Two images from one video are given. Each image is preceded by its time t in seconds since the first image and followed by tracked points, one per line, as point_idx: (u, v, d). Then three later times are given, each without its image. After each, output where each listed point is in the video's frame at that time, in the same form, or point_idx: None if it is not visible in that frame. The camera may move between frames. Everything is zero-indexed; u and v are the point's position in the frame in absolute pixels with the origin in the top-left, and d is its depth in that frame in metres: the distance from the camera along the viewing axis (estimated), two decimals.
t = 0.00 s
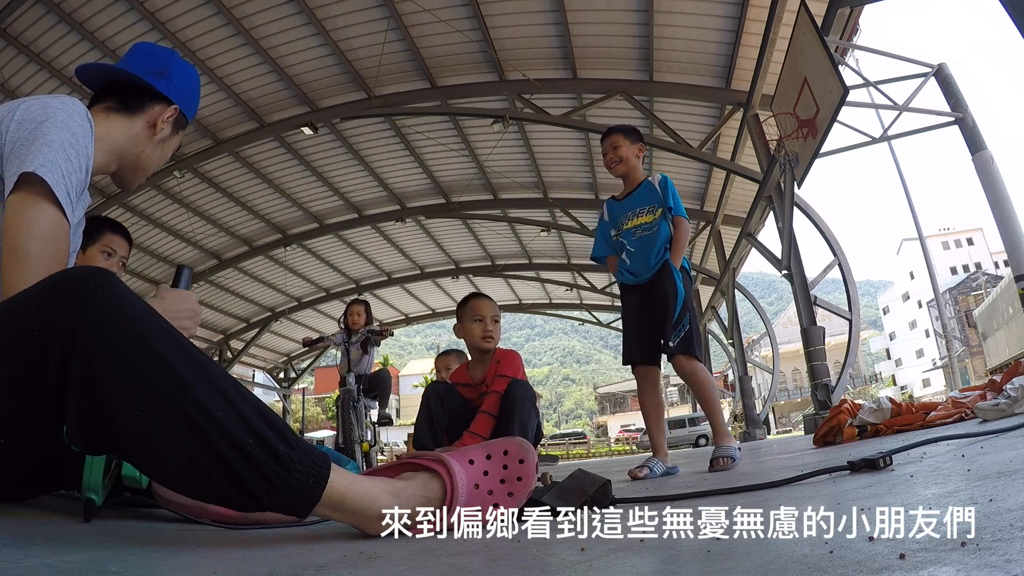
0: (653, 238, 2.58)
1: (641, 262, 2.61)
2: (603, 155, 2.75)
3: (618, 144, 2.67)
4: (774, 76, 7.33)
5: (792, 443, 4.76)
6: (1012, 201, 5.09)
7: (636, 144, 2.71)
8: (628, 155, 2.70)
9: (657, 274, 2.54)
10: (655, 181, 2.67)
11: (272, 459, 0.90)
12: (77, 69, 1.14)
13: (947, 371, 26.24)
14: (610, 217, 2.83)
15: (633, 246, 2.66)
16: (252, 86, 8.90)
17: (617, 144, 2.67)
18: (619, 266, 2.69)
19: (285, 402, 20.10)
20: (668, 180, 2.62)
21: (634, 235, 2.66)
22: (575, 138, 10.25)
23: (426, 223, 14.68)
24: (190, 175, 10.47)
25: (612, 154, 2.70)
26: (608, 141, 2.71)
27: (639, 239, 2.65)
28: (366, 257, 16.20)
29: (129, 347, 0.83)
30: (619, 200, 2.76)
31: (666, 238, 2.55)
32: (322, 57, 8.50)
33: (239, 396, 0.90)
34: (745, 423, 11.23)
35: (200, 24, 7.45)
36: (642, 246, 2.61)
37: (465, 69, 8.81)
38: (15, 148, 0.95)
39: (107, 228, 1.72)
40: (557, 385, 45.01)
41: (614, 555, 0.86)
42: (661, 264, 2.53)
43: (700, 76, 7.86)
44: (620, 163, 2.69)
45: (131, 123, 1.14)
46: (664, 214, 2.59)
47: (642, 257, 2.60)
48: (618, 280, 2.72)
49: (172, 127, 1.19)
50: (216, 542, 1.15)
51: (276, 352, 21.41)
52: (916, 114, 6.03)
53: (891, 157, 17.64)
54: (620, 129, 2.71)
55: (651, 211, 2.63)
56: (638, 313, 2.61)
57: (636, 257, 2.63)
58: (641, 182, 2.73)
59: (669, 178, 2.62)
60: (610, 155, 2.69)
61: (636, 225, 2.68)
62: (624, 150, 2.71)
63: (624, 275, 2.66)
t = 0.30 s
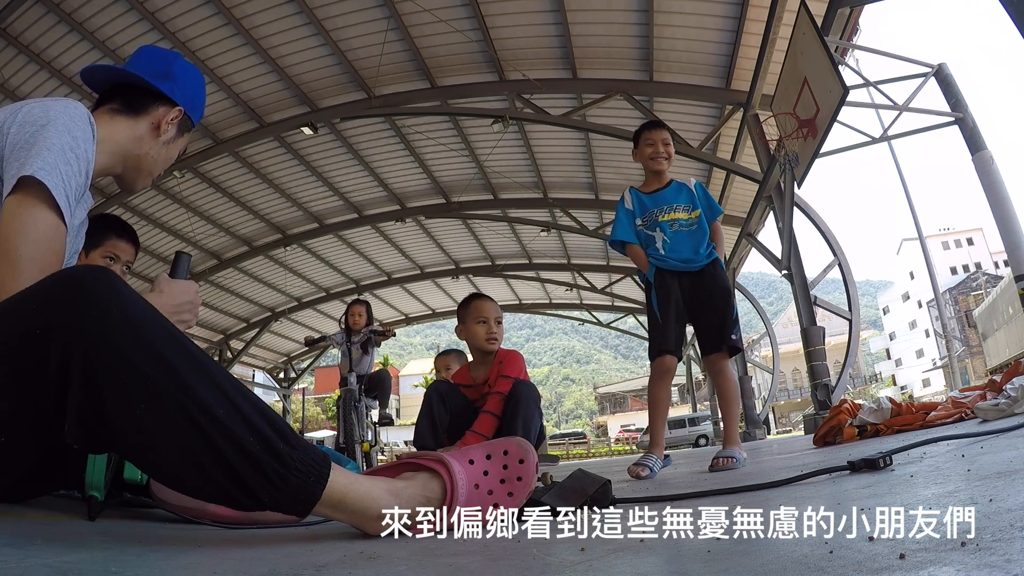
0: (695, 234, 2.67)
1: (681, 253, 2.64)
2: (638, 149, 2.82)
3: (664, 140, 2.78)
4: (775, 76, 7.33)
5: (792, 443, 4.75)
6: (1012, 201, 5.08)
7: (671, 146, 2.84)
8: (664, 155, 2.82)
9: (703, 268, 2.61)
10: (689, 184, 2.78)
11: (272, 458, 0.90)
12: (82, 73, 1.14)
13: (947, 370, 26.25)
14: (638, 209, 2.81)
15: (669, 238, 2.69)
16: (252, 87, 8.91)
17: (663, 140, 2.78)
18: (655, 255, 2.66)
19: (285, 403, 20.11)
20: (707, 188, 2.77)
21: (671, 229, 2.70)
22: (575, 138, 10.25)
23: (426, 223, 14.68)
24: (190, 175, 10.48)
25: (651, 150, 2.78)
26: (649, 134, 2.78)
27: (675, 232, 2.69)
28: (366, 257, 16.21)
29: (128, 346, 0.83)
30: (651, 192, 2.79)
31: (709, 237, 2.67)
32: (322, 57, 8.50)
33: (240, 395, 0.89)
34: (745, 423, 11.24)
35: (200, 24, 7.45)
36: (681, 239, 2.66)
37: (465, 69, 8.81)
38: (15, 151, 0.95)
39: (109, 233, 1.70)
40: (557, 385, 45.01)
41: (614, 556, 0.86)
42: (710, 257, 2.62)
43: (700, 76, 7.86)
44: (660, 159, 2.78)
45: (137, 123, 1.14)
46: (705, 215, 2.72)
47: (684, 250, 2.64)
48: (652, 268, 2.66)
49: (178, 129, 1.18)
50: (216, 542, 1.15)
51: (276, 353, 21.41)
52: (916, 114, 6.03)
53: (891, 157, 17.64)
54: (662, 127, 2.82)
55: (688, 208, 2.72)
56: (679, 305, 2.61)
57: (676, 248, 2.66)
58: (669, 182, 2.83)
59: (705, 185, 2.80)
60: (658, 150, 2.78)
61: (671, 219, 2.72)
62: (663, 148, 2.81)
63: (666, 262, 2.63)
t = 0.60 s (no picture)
0: (703, 235, 2.71)
1: (694, 253, 2.66)
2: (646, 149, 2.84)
3: (675, 146, 2.84)
4: (775, 76, 7.34)
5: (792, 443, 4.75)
6: (1012, 201, 5.09)
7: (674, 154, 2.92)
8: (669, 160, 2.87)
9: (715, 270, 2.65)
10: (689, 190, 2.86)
11: (273, 457, 0.90)
12: (74, 74, 1.15)
13: (946, 369, 26.26)
14: (645, 209, 2.79)
15: (680, 238, 2.69)
16: (252, 87, 8.91)
17: (675, 145, 2.83)
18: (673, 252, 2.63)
19: (285, 402, 20.11)
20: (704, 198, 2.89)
21: (680, 227, 2.70)
22: (575, 138, 10.24)
23: (426, 223, 14.68)
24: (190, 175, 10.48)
25: (662, 150, 2.81)
26: (659, 136, 2.81)
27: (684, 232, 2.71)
28: (367, 257, 16.21)
29: (129, 345, 0.83)
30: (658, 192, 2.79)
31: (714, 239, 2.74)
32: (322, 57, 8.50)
33: (240, 394, 0.89)
34: (745, 423, 11.23)
35: (200, 24, 7.45)
36: (692, 239, 2.69)
37: (465, 69, 8.81)
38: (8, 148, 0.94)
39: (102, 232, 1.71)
40: (557, 385, 45.01)
41: (615, 556, 0.86)
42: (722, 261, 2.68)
43: (700, 76, 7.86)
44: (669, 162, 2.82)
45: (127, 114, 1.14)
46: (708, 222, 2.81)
47: (696, 250, 2.66)
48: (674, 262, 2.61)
49: (171, 114, 1.18)
50: (216, 541, 1.15)
51: (276, 353, 21.41)
52: (916, 114, 6.03)
53: (891, 158, 17.65)
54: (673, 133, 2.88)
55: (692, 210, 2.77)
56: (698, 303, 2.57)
57: (689, 249, 2.66)
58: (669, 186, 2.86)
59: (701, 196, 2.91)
60: (667, 152, 2.81)
61: (678, 218, 2.73)
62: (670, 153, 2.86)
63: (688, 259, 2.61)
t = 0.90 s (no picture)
0: (675, 235, 2.65)
1: (661, 259, 2.66)
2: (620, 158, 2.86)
3: (644, 148, 2.79)
4: (775, 76, 7.34)
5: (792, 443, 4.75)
6: (1012, 201, 5.09)
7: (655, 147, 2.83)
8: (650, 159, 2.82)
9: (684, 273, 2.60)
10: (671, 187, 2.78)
11: (273, 457, 0.90)
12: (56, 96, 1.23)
13: (946, 369, 26.27)
14: (622, 220, 2.86)
15: (649, 245, 2.71)
16: (252, 87, 8.91)
17: (643, 148, 2.79)
18: (634, 265, 2.72)
19: (285, 403, 20.12)
20: (690, 189, 2.76)
21: (650, 234, 2.72)
22: (575, 138, 10.24)
23: (426, 223, 14.67)
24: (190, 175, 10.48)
25: (638, 156, 2.80)
26: (630, 143, 2.81)
27: (655, 236, 2.70)
28: (367, 257, 16.21)
29: (129, 345, 0.83)
30: (631, 201, 2.82)
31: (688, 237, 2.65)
32: (322, 57, 8.49)
33: (240, 393, 0.89)
34: (745, 423, 11.23)
35: (200, 24, 7.45)
36: (660, 243, 2.67)
37: (465, 69, 8.81)
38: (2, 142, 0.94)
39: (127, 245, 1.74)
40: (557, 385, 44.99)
41: (614, 556, 0.86)
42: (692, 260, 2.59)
43: (700, 76, 7.86)
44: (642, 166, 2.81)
45: (96, 97, 1.18)
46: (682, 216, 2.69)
47: (665, 255, 2.65)
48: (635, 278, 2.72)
49: (130, 72, 1.21)
50: (216, 541, 1.15)
51: (276, 353, 21.41)
52: (916, 114, 6.03)
53: (891, 158, 17.67)
54: (645, 132, 2.81)
55: (667, 210, 2.71)
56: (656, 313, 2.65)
57: (655, 256, 2.67)
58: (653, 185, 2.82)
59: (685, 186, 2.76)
60: (639, 157, 2.80)
61: (650, 223, 2.73)
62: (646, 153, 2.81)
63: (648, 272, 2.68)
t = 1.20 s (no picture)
0: (640, 244, 2.63)
1: (632, 270, 2.66)
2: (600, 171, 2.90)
3: (616, 157, 2.79)
4: (775, 76, 7.34)
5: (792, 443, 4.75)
6: (1012, 201, 5.08)
7: (631, 154, 2.81)
8: (627, 167, 2.82)
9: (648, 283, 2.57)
10: (646, 191, 2.72)
11: (272, 457, 0.90)
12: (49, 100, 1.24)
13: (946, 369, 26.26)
14: (610, 231, 2.91)
15: (625, 255, 2.72)
16: (252, 87, 8.90)
17: (616, 158, 2.80)
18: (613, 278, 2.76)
19: (285, 402, 20.12)
20: (662, 190, 2.66)
21: (624, 244, 2.73)
22: (575, 137, 10.24)
23: (426, 223, 14.67)
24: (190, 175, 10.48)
25: (614, 165, 2.82)
26: (605, 154, 2.83)
27: (628, 247, 2.71)
28: (367, 257, 16.21)
29: (129, 346, 0.82)
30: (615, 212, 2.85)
31: (651, 245, 2.59)
32: (322, 57, 8.49)
33: (239, 393, 0.89)
34: (745, 423, 11.22)
35: (200, 24, 7.45)
36: (631, 254, 2.68)
37: (465, 69, 8.80)
38: None
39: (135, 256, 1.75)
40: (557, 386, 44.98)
41: (614, 556, 0.86)
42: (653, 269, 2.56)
43: (700, 76, 7.86)
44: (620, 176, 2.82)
45: (89, 94, 1.18)
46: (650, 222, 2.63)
47: (633, 265, 2.65)
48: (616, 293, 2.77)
49: (120, 65, 1.21)
50: (216, 542, 1.15)
51: (276, 353, 21.41)
52: (916, 114, 6.03)
53: (891, 158, 17.68)
54: (618, 140, 2.81)
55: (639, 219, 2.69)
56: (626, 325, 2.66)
57: (627, 267, 2.68)
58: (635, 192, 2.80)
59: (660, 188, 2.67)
60: (613, 168, 2.82)
61: (627, 232, 2.74)
62: (622, 161, 2.81)
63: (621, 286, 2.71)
